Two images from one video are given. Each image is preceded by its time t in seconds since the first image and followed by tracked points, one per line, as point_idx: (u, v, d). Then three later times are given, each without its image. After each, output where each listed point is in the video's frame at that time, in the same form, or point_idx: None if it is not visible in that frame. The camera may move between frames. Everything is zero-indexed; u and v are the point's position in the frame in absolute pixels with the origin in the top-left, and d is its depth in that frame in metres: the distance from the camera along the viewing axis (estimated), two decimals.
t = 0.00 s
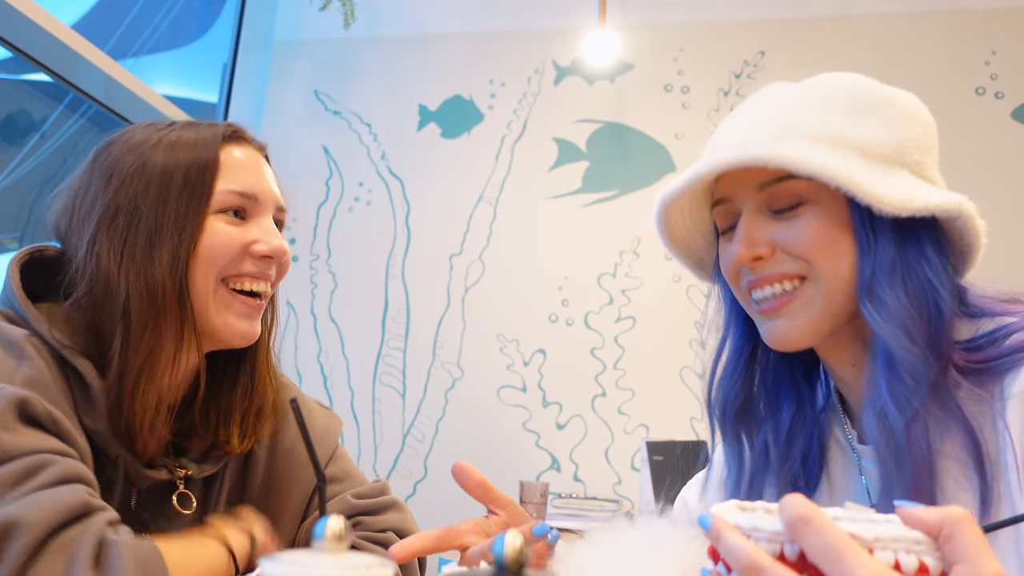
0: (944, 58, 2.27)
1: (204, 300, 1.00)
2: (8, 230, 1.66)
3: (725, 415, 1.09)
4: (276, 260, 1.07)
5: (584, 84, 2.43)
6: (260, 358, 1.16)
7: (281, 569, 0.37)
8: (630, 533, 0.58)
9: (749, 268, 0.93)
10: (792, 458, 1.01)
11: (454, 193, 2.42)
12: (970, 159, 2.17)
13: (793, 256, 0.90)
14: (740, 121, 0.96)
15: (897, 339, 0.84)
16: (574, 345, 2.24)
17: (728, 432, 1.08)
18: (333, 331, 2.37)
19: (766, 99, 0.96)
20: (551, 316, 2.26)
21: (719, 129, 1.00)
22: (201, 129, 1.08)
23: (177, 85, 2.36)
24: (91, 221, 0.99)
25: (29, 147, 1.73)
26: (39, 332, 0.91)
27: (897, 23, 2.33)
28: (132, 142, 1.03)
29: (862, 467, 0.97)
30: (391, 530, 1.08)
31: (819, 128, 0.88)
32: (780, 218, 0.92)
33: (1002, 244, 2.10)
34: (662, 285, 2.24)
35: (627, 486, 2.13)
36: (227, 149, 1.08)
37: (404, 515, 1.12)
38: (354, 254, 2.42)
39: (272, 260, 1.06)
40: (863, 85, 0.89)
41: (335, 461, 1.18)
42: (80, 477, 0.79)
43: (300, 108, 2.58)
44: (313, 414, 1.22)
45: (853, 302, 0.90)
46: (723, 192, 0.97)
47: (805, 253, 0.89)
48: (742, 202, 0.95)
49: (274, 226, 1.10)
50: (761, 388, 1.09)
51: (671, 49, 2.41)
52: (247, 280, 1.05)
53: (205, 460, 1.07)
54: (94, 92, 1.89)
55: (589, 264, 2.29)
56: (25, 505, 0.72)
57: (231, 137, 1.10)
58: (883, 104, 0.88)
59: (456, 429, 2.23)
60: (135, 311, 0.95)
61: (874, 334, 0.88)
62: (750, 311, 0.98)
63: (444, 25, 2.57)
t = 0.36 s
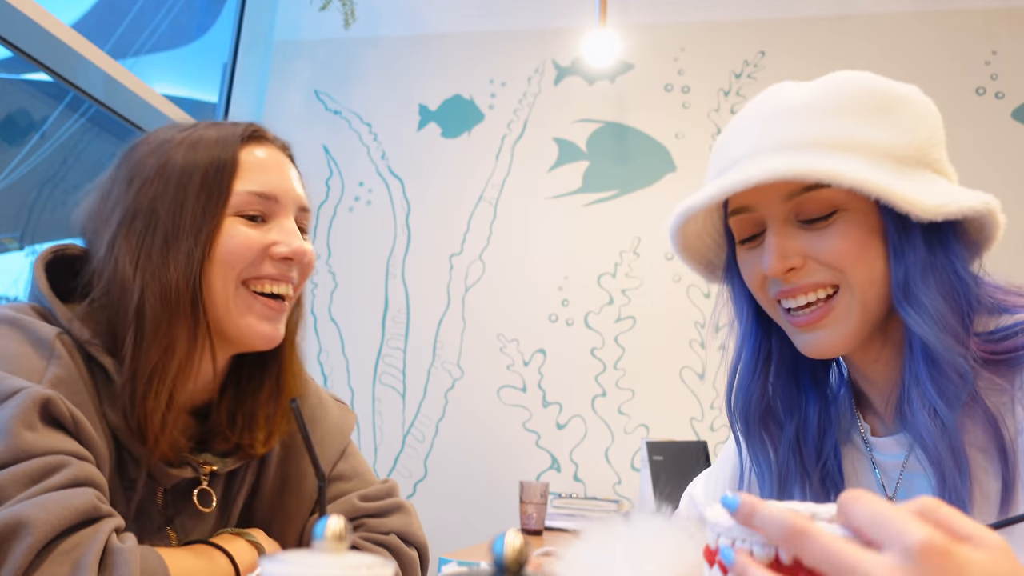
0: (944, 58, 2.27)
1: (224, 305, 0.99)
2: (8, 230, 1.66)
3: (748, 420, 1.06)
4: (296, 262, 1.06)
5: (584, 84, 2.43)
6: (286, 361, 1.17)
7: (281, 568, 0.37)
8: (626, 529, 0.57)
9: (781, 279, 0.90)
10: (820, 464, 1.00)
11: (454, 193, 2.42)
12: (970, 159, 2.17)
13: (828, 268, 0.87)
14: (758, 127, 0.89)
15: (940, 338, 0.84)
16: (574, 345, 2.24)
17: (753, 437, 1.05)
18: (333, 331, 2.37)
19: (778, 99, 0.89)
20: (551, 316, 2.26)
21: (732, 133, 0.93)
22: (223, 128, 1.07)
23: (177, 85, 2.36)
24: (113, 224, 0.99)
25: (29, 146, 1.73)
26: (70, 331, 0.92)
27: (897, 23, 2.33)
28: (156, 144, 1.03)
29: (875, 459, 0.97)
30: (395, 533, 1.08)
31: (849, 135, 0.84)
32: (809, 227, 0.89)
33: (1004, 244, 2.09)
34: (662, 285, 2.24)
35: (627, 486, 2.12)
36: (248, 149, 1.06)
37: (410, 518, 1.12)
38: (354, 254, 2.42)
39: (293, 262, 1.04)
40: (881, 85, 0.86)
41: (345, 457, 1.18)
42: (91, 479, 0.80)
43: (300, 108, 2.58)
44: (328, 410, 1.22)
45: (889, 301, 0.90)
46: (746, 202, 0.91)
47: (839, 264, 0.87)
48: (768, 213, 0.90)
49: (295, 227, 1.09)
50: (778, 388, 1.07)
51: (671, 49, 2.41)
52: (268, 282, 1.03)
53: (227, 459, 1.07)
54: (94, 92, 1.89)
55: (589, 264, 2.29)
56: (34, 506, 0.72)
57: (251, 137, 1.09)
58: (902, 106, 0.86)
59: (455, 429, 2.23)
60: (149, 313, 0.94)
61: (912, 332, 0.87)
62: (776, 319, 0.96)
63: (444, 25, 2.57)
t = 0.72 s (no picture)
0: (944, 58, 2.26)
1: (237, 304, 0.99)
2: (8, 230, 1.66)
3: (745, 422, 1.05)
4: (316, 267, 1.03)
5: (584, 84, 2.43)
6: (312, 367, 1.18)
7: (281, 568, 0.37)
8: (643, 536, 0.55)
9: (793, 284, 0.87)
10: (818, 463, 0.99)
11: (454, 193, 2.42)
12: (970, 160, 2.17)
13: (841, 270, 0.85)
14: (770, 126, 0.87)
15: (950, 338, 0.84)
16: (574, 345, 2.24)
17: (749, 438, 1.04)
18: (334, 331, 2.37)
19: (790, 95, 0.88)
20: (551, 316, 2.26)
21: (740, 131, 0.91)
22: (256, 129, 1.08)
23: (177, 85, 2.36)
24: (146, 218, 1.01)
25: (29, 146, 1.73)
26: (92, 328, 0.94)
27: (896, 23, 2.33)
28: (194, 143, 1.05)
29: (873, 457, 0.96)
30: (405, 537, 1.08)
31: (864, 134, 0.83)
32: (821, 228, 0.87)
33: (1004, 244, 2.09)
34: (662, 285, 2.24)
35: (628, 486, 2.12)
36: (278, 150, 1.06)
37: (420, 523, 1.12)
38: (354, 254, 2.42)
39: (308, 267, 1.02)
40: (892, 85, 0.85)
41: (357, 458, 1.19)
42: (99, 480, 0.80)
43: (300, 109, 2.58)
44: (341, 408, 1.23)
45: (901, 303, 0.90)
46: (757, 203, 0.89)
47: (851, 266, 0.85)
48: (779, 214, 0.88)
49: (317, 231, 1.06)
50: (777, 389, 1.07)
51: (671, 49, 2.41)
52: (281, 285, 1.01)
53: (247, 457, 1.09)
54: (94, 91, 1.89)
55: (589, 264, 2.29)
56: (39, 509, 0.72)
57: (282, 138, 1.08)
58: (913, 106, 0.85)
59: (455, 429, 2.23)
60: (169, 309, 0.95)
61: (922, 332, 0.88)
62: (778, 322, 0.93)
63: (444, 25, 2.57)
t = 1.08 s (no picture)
0: (944, 58, 2.27)
1: (219, 312, 1.03)
2: (8, 231, 1.66)
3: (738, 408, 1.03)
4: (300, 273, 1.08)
5: (584, 84, 2.43)
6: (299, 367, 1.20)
7: (281, 568, 0.37)
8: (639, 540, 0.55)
9: (810, 263, 0.91)
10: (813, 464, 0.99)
11: (454, 193, 2.42)
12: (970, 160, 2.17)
13: (860, 254, 0.89)
14: (811, 103, 0.92)
15: (958, 334, 0.88)
16: (574, 345, 2.23)
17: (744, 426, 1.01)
18: (334, 331, 2.37)
19: (832, 79, 0.92)
20: (551, 316, 2.26)
21: (779, 104, 0.95)
22: (236, 128, 1.11)
23: (177, 85, 2.36)
24: (124, 221, 1.05)
25: (29, 146, 1.73)
26: (77, 330, 0.97)
27: (897, 23, 2.33)
28: (172, 144, 1.08)
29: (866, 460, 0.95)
30: (400, 535, 1.08)
31: (904, 123, 0.87)
32: (847, 214, 0.91)
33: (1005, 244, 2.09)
34: (662, 285, 2.24)
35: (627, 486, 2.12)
36: (258, 153, 1.09)
37: (415, 520, 1.12)
38: (354, 254, 2.42)
39: (294, 273, 1.07)
40: (931, 84, 0.90)
41: (349, 459, 1.19)
42: (92, 481, 0.82)
43: (300, 109, 2.58)
44: (331, 410, 1.23)
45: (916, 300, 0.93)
46: (787, 177, 0.94)
47: (871, 252, 0.89)
48: (807, 191, 0.93)
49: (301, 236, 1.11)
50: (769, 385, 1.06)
51: (671, 49, 2.41)
52: (266, 292, 1.07)
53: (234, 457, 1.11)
54: (94, 92, 1.89)
55: (588, 264, 2.28)
56: (34, 509, 0.74)
57: (261, 140, 1.11)
58: (949, 103, 0.90)
59: (456, 429, 2.23)
60: (150, 319, 0.99)
61: (930, 326, 0.91)
62: (785, 302, 0.97)
63: (444, 25, 2.57)
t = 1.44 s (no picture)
0: (944, 58, 2.27)
1: (177, 297, 1.04)
2: (8, 230, 1.66)
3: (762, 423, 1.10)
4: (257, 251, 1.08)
5: (584, 84, 2.43)
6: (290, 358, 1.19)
7: (281, 568, 0.37)
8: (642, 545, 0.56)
9: (835, 251, 0.89)
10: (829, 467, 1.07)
11: (454, 193, 2.42)
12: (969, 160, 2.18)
13: (889, 242, 0.88)
14: (838, 82, 0.89)
15: (998, 320, 0.89)
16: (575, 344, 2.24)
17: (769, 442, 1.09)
18: (334, 332, 2.37)
19: (852, 62, 0.91)
20: (551, 316, 2.26)
21: (800, 86, 0.93)
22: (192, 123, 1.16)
23: (176, 85, 2.36)
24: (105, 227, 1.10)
25: (29, 146, 1.73)
26: (74, 333, 1.00)
27: (897, 23, 2.33)
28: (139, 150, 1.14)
29: (880, 465, 1.05)
30: (404, 537, 1.08)
31: (931, 109, 0.86)
32: (872, 200, 0.90)
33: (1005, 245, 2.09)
34: (662, 285, 2.24)
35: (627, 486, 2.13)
36: (222, 139, 1.13)
37: (419, 522, 1.12)
38: (353, 254, 2.42)
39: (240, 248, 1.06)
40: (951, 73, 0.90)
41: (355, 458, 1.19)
42: (90, 481, 0.82)
43: (299, 109, 2.58)
44: (337, 406, 1.23)
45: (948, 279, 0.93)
46: (809, 161, 0.92)
47: (897, 241, 0.88)
48: (831, 175, 0.91)
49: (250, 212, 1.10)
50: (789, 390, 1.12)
51: (671, 49, 2.41)
52: (221, 272, 1.06)
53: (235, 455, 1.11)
54: (94, 92, 1.89)
55: (588, 263, 2.28)
56: (30, 510, 0.74)
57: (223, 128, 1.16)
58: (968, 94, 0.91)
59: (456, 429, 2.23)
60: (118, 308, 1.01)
61: (964, 308, 0.92)
62: (801, 293, 0.95)
63: (444, 25, 2.57)
